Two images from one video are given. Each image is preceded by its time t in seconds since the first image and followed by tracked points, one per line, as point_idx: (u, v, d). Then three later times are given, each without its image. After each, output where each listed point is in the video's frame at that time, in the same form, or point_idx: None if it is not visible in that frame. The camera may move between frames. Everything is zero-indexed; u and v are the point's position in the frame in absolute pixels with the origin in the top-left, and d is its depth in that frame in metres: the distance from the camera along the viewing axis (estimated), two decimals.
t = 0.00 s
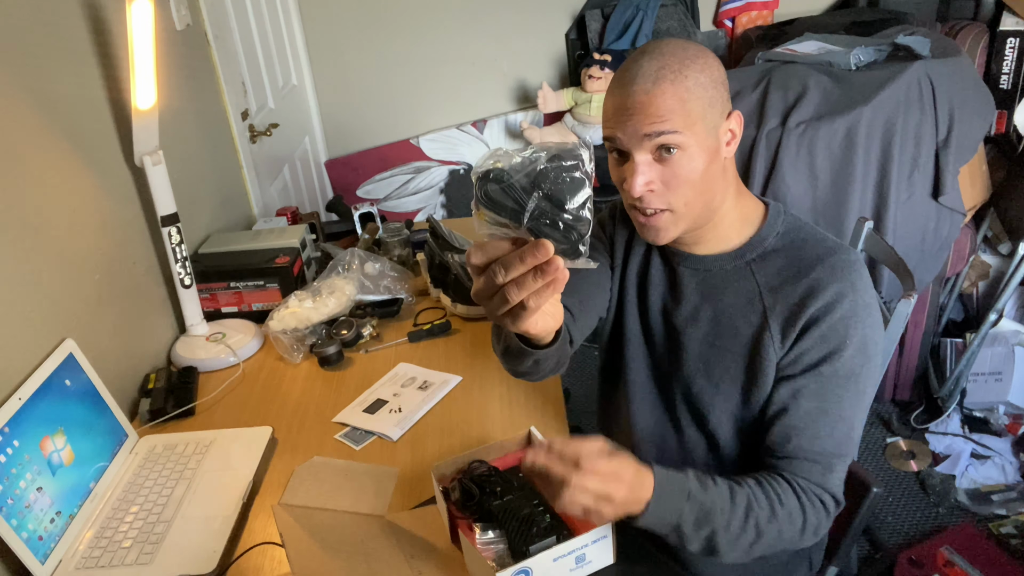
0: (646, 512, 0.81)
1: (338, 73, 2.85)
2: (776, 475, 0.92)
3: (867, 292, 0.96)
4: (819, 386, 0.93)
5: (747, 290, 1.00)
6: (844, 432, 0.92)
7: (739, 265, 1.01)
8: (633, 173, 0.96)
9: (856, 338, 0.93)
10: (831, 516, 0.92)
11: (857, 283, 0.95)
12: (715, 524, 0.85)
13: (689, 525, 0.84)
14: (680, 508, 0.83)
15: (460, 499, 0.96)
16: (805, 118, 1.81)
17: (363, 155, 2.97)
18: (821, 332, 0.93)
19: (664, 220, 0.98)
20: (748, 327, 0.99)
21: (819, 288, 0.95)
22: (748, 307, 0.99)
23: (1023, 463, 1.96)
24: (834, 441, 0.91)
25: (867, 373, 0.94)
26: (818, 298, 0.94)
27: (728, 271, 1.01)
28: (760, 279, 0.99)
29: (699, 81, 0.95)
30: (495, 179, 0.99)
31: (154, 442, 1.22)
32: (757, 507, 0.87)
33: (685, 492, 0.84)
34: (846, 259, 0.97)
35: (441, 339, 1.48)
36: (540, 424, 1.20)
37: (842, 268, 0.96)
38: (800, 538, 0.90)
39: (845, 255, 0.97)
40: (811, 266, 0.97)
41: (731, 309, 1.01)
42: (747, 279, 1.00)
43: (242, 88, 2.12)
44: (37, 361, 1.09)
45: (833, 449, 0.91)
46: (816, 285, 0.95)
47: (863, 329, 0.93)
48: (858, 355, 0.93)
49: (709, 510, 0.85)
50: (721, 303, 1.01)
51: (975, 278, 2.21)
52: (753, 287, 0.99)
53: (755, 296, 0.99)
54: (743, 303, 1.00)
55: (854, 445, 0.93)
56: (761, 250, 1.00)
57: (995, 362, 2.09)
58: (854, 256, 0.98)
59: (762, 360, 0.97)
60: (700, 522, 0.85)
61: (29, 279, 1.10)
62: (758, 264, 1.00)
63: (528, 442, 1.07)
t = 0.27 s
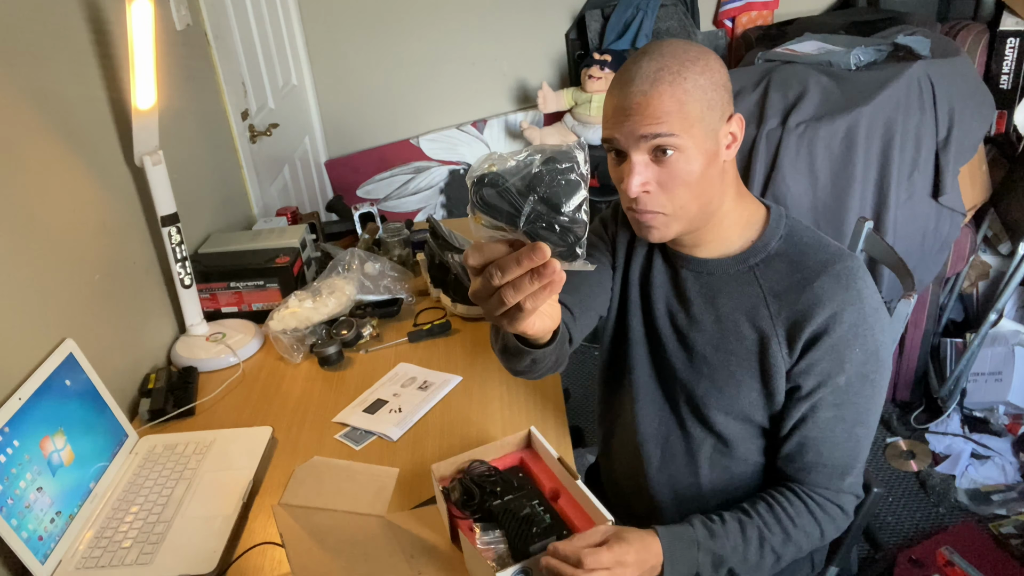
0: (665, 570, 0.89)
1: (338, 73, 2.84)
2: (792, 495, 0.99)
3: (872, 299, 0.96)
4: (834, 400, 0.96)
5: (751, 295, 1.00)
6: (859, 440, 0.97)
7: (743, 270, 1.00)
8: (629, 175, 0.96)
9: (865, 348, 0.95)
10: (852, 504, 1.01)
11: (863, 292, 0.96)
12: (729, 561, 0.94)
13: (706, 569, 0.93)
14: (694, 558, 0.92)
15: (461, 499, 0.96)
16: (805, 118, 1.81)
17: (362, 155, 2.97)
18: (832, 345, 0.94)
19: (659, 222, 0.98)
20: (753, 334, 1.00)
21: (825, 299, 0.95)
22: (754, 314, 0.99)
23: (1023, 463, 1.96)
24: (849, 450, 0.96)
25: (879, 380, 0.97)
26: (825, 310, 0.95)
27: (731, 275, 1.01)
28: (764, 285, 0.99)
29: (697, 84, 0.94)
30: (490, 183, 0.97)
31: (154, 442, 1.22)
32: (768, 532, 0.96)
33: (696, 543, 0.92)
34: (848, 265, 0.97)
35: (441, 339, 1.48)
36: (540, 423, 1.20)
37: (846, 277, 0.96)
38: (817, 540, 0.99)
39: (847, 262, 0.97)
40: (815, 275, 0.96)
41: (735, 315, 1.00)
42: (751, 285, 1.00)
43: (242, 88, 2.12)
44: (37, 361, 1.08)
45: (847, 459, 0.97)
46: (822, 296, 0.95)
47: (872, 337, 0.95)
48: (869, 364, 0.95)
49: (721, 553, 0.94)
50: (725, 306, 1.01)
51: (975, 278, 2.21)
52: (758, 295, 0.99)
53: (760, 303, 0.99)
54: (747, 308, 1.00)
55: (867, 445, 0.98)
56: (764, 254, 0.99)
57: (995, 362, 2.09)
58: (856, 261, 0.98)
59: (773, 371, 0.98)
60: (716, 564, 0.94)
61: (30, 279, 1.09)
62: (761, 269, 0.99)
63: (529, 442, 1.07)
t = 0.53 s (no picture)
0: (665, 569, 0.88)
1: (338, 73, 2.85)
2: (793, 494, 0.98)
3: (879, 302, 0.96)
4: (837, 403, 0.95)
5: (757, 296, 0.99)
6: (861, 443, 0.96)
7: (749, 271, 1.00)
8: (622, 194, 0.95)
9: (870, 352, 0.94)
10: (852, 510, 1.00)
11: (869, 295, 0.95)
12: (731, 559, 0.93)
13: (709, 566, 0.92)
14: (696, 556, 0.90)
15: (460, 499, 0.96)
16: (805, 118, 1.81)
17: (363, 155, 2.97)
18: (837, 348, 0.93)
19: (659, 236, 0.97)
20: (757, 335, 0.99)
21: (831, 303, 0.94)
22: (759, 314, 0.99)
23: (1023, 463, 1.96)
24: (851, 453, 0.95)
25: (883, 383, 0.95)
26: (831, 313, 0.94)
27: (738, 276, 1.01)
28: (770, 286, 0.98)
29: (682, 100, 0.91)
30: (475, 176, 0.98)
31: (154, 442, 1.22)
32: (769, 532, 0.95)
33: (698, 542, 0.91)
34: (857, 270, 0.96)
35: (441, 339, 1.48)
36: (540, 423, 1.20)
37: (853, 281, 0.95)
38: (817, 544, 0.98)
39: (855, 265, 0.96)
40: (822, 279, 0.96)
41: (741, 315, 1.00)
42: (758, 286, 0.99)
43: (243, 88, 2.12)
44: (37, 361, 1.08)
45: (850, 462, 0.96)
46: (829, 299, 0.94)
47: (877, 341, 0.94)
48: (874, 367, 0.94)
49: (723, 550, 0.92)
50: (730, 307, 1.01)
51: (976, 278, 2.21)
52: (764, 295, 0.99)
53: (765, 304, 0.99)
54: (753, 308, 0.99)
55: (870, 450, 0.97)
56: (772, 255, 0.99)
57: (995, 362, 2.09)
58: (863, 265, 0.98)
59: (777, 372, 0.98)
60: (718, 563, 0.93)
61: (30, 279, 1.10)
62: (768, 270, 0.99)
63: (529, 442, 1.07)
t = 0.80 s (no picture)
0: (700, 560, 0.88)
1: (338, 73, 2.85)
2: (815, 498, 0.97)
3: (893, 319, 0.95)
4: (855, 421, 0.94)
5: (766, 314, 0.97)
6: (879, 456, 0.96)
7: (758, 286, 0.97)
8: (613, 239, 0.95)
9: (886, 370, 0.93)
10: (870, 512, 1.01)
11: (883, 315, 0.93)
12: (760, 556, 0.93)
13: (739, 561, 0.92)
14: (728, 549, 0.90)
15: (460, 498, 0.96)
16: (805, 118, 1.81)
17: (362, 155, 2.97)
18: (853, 370, 0.92)
19: (659, 269, 0.96)
20: (765, 352, 0.98)
21: (844, 326, 0.92)
22: (769, 332, 0.97)
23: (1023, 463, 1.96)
24: (869, 467, 0.95)
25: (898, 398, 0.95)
26: (846, 335, 0.92)
27: (746, 292, 0.98)
28: (780, 305, 0.96)
29: (664, 156, 0.87)
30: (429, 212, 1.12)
31: (154, 442, 1.22)
32: (798, 533, 0.94)
33: (732, 535, 0.91)
34: (869, 288, 0.94)
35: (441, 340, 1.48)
36: (541, 423, 1.20)
37: (867, 301, 0.93)
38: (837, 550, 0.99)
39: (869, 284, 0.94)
40: (835, 299, 0.94)
41: (748, 331, 0.98)
42: (767, 304, 0.97)
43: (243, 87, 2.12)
44: (37, 360, 1.08)
45: (869, 474, 0.96)
46: (842, 321, 0.93)
47: (892, 360, 0.93)
48: (891, 386, 0.93)
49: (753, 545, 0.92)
50: (736, 322, 0.99)
51: (975, 278, 2.21)
52: (774, 314, 0.96)
53: (775, 323, 0.96)
54: (762, 325, 0.97)
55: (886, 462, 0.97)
56: (781, 273, 0.96)
57: (995, 362, 2.09)
58: (876, 283, 0.96)
59: (786, 390, 0.97)
60: (748, 558, 0.92)
61: (31, 279, 1.10)
62: (777, 287, 0.96)
63: (529, 442, 1.07)
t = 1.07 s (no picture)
0: (670, 535, 0.88)
1: (338, 73, 2.85)
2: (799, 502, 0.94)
3: (875, 329, 0.92)
4: (835, 428, 0.90)
5: (745, 321, 0.97)
6: (864, 468, 0.92)
7: (738, 293, 0.97)
8: (596, 260, 0.96)
9: (866, 380, 0.90)
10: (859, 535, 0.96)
11: (864, 323, 0.91)
12: (735, 543, 0.91)
13: (712, 546, 0.91)
14: (701, 530, 0.89)
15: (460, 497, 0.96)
16: (806, 118, 1.81)
17: (362, 155, 2.97)
18: (830, 376, 0.90)
19: (643, 285, 0.97)
20: (744, 358, 0.97)
21: (821, 334, 0.91)
22: (746, 337, 0.96)
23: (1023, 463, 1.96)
24: (852, 478, 0.91)
25: (882, 409, 0.92)
26: (822, 340, 0.91)
27: (727, 299, 0.98)
28: (759, 312, 0.96)
29: (638, 182, 0.86)
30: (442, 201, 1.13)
31: (154, 442, 1.22)
32: (776, 530, 0.92)
33: (705, 515, 0.90)
34: (850, 298, 0.92)
35: (441, 339, 1.48)
36: (540, 424, 1.20)
37: (846, 309, 0.91)
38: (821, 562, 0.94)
39: (851, 293, 0.92)
40: (813, 306, 0.92)
41: (728, 338, 0.98)
42: (747, 311, 0.96)
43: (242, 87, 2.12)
44: (37, 360, 1.08)
45: (853, 486, 0.92)
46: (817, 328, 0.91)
47: (874, 370, 0.90)
48: (872, 395, 0.90)
49: (728, 531, 0.91)
50: (718, 328, 0.99)
51: (975, 278, 2.21)
52: (752, 320, 0.96)
53: (753, 329, 0.96)
54: (741, 333, 0.97)
55: (871, 480, 0.93)
56: (762, 280, 0.95)
57: (995, 362, 2.09)
58: (862, 292, 0.93)
59: (763, 398, 0.96)
60: (721, 543, 0.91)
61: (30, 279, 1.10)
62: (758, 295, 0.96)
63: (529, 442, 1.07)
